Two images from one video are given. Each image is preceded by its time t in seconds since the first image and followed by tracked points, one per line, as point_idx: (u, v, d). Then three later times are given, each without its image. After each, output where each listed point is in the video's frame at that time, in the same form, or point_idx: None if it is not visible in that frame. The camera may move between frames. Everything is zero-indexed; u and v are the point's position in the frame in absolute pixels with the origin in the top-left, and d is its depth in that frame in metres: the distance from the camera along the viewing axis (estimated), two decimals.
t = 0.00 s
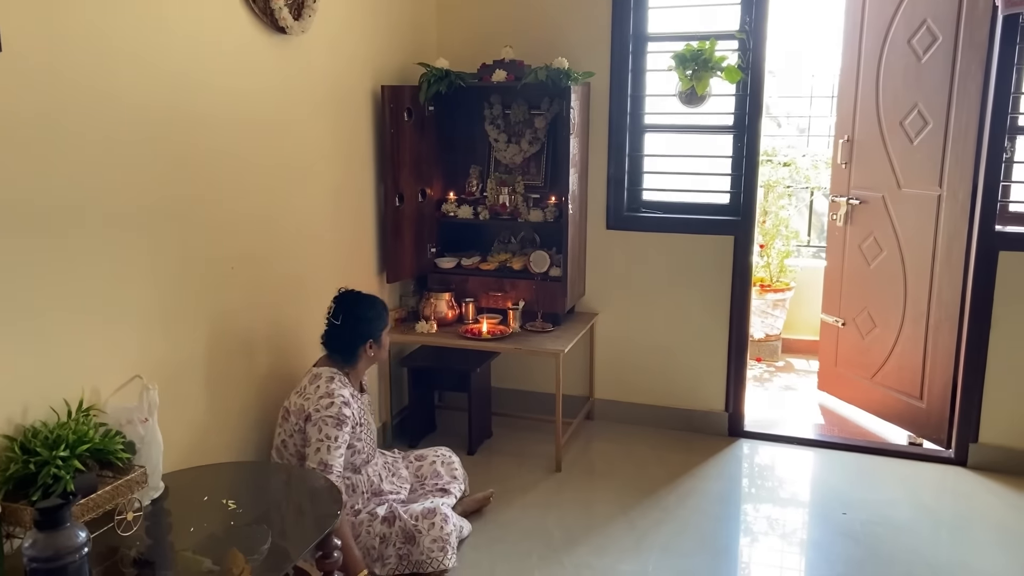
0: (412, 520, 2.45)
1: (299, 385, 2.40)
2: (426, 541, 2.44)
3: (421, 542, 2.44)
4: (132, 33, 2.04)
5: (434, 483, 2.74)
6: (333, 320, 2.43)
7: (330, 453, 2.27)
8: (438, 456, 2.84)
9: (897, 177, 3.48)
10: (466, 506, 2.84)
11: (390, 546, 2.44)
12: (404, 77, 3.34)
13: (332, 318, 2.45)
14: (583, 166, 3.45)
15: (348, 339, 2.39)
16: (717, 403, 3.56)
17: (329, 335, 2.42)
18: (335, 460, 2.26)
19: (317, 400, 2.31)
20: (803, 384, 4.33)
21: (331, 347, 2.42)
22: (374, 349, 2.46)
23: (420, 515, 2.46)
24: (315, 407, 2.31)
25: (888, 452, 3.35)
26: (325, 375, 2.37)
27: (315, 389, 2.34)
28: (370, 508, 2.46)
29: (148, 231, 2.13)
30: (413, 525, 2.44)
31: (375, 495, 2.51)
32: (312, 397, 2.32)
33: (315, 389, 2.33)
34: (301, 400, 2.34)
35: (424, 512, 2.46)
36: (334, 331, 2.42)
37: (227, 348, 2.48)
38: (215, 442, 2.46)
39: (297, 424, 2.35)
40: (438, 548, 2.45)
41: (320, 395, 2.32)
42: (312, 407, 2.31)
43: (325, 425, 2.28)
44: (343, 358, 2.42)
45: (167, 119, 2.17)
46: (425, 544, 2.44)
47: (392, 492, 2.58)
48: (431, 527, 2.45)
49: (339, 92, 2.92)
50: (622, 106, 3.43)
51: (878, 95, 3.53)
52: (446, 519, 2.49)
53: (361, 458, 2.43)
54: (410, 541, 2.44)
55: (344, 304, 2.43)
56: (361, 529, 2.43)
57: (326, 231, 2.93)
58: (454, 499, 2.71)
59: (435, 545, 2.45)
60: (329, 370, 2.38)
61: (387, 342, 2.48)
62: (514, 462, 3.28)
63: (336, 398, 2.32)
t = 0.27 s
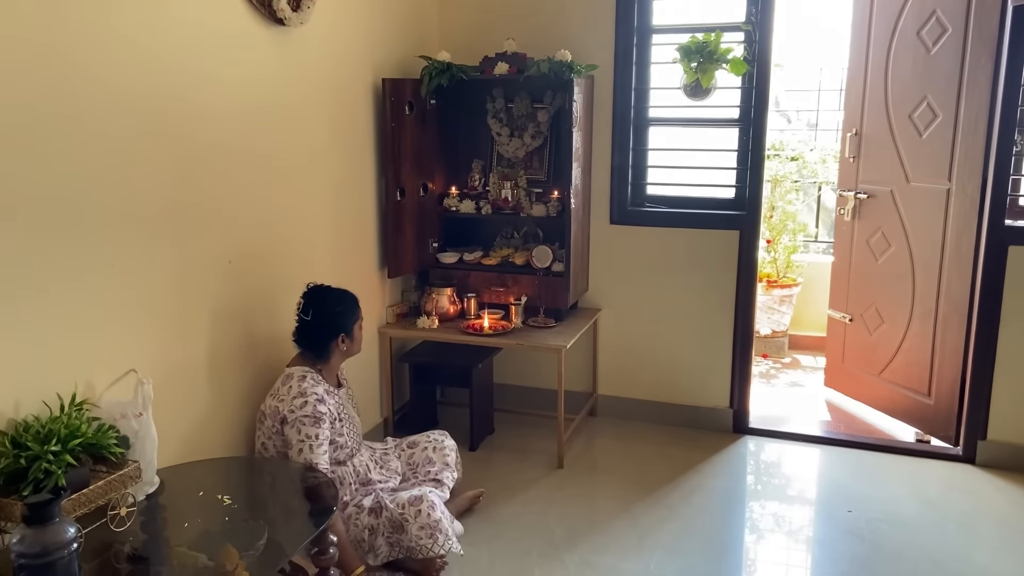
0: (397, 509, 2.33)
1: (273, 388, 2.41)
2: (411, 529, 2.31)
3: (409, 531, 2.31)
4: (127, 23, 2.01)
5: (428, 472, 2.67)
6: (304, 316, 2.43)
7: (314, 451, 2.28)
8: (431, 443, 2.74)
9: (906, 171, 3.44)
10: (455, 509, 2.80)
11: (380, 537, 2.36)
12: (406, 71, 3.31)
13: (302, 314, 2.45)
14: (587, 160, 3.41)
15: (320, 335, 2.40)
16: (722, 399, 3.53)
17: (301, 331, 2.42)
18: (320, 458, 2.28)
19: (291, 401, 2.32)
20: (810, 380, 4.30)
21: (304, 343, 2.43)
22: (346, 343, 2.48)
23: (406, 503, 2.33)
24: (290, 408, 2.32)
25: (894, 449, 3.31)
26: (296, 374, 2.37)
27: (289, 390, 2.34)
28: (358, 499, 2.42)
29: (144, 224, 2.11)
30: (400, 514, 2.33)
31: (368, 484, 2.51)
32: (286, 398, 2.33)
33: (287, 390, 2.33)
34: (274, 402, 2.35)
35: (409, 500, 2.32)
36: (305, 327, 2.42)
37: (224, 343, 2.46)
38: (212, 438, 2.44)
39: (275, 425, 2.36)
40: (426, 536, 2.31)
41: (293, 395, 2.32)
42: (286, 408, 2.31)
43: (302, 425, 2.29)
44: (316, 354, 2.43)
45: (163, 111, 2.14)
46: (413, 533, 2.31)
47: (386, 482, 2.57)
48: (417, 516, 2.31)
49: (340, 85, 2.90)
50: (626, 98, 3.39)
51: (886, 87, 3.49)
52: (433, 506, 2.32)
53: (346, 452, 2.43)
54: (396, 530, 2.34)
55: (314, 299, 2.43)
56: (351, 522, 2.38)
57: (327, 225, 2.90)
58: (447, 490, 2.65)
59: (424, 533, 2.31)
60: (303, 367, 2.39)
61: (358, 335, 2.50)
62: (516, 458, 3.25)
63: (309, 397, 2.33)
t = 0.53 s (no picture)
0: (363, 515, 2.32)
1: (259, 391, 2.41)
2: (372, 538, 2.29)
3: (370, 538, 2.29)
4: (120, 15, 1.98)
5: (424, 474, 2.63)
6: (282, 314, 2.42)
7: (304, 451, 2.29)
8: (431, 444, 2.70)
9: (918, 167, 3.37)
10: (457, 519, 2.71)
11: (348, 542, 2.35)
12: (409, 65, 3.26)
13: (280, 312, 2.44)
14: (592, 156, 3.36)
15: (299, 330, 2.39)
16: (729, 399, 3.47)
17: (281, 330, 2.42)
18: (310, 458, 2.28)
19: (277, 402, 2.32)
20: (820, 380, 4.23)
21: (286, 341, 2.42)
22: (328, 336, 2.45)
23: (372, 510, 2.31)
24: (276, 409, 2.32)
25: (904, 451, 3.25)
26: (282, 373, 2.37)
27: (275, 391, 2.34)
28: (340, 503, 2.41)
29: (138, 219, 2.08)
30: (364, 521, 2.31)
31: (355, 487, 2.51)
32: (271, 399, 2.33)
33: (273, 391, 2.34)
34: (260, 404, 2.35)
35: (375, 508, 2.31)
36: (284, 325, 2.41)
37: (221, 341, 2.43)
38: (209, 436, 2.41)
39: (260, 427, 2.35)
40: (385, 546, 2.27)
41: (278, 397, 2.33)
42: (271, 409, 2.31)
43: (288, 426, 2.29)
44: (299, 350, 2.42)
45: (157, 105, 2.11)
46: (372, 541, 2.28)
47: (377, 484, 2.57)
48: (379, 524, 2.28)
49: (341, 80, 2.86)
50: (633, 93, 3.33)
51: (898, 82, 3.41)
52: (398, 517, 2.29)
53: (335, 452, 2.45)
54: (361, 538, 2.32)
55: (289, 295, 2.42)
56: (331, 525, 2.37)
57: (328, 220, 2.86)
58: (440, 494, 2.57)
59: (383, 543, 2.27)
60: (287, 367, 2.38)
61: (339, 326, 2.47)
62: (519, 458, 3.21)
63: (294, 397, 2.33)
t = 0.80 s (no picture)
0: (363, 532, 2.28)
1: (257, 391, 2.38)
2: (372, 560, 2.25)
3: (370, 558, 2.25)
4: (113, 8, 1.95)
5: (430, 485, 2.60)
6: (278, 315, 2.39)
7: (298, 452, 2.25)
8: (441, 455, 2.69)
9: (932, 165, 3.30)
10: (460, 521, 2.66)
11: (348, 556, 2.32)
12: (413, 60, 3.23)
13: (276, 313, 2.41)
14: (598, 152, 3.32)
15: (296, 330, 2.37)
16: (737, 400, 3.42)
17: (278, 331, 2.39)
18: (305, 459, 2.24)
19: (271, 402, 2.29)
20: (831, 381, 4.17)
21: (283, 341, 2.40)
22: (324, 335, 2.42)
23: (372, 530, 2.26)
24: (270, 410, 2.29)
25: (915, 454, 3.19)
26: (279, 374, 2.35)
27: (270, 391, 2.32)
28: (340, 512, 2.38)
29: (131, 215, 2.06)
30: (364, 538, 2.27)
31: (356, 492, 2.47)
32: (267, 399, 2.30)
33: (269, 391, 2.31)
34: (257, 404, 2.32)
35: (375, 528, 2.25)
36: (281, 326, 2.39)
37: (217, 338, 2.40)
38: (205, 434, 2.39)
39: (257, 428, 2.32)
40: (384, 568, 2.23)
41: (274, 396, 2.30)
42: (267, 409, 2.28)
43: (283, 425, 2.25)
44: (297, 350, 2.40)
45: (151, 99, 2.08)
46: (372, 562, 2.25)
47: (378, 488, 2.53)
48: (379, 546, 2.24)
49: (342, 74, 2.82)
50: (640, 89, 3.29)
51: (913, 78, 3.34)
52: (398, 538, 2.23)
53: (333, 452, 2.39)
54: (362, 556, 2.29)
55: (283, 296, 2.39)
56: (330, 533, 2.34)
57: (329, 217, 2.84)
58: (446, 504, 2.56)
59: (383, 564, 2.23)
60: (285, 368, 2.36)
61: (335, 324, 2.44)
62: (521, 458, 3.18)
63: (289, 397, 2.30)
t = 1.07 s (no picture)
0: (367, 526, 2.26)
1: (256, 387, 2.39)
2: (376, 552, 2.22)
3: (374, 552, 2.23)
4: None
5: (434, 483, 2.59)
6: (272, 305, 2.39)
7: (295, 447, 2.26)
8: (446, 454, 2.66)
9: (951, 162, 3.23)
10: (464, 517, 2.64)
11: (350, 551, 2.30)
12: (424, 54, 3.21)
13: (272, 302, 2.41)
14: (611, 147, 3.28)
15: (288, 324, 2.37)
16: (749, 399, 3.38)
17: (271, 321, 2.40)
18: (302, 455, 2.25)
19: (269, 396, 2.29)
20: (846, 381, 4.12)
21: (276, 332, 2.41)
22: (316, 332, 2.42)
23: (377, 523, 2.24)
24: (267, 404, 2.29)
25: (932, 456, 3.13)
26: (277, 368, 2.36)
27: (268, 386, 2.32)
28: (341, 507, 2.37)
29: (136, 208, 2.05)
30: (368, 532, 2.25)
31: (359, 488, 2.46)
32: (264, 394, 2.31)
33: (266, 385, 2.32)
34: (255, 398, 2.33)
35: (380, 520, 2.23)
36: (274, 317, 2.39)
37: (223, 332, 2.40)
38: (211, 429, 2.38)
39: (255, 423, 2.33)
40: (388, 562, 2.21)
41: (271, 392, 2.30)
42: (264, 404, 2.29)
43: (280, 421, 2.26)
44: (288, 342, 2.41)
45: (157, 92, 2.08)
46: (376, 555, 2.22)
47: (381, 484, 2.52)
48: (383, 538, 2.21)
49: (351, 69, 2.81)
50: (653, 85, 3.25)
51: (932, 73, 3.28)
52: (403, 531, 2.21)
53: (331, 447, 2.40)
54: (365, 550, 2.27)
55: (279, 287, 2.38)
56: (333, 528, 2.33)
57: (338, 212, 2.82)
58: (450, 505, 2.55)
59: (387, 558, 2.21)
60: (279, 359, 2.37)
61: (330, 322, 2.43)
62: (530, 455, 3.15)
63: (287, 392, 2.31)
